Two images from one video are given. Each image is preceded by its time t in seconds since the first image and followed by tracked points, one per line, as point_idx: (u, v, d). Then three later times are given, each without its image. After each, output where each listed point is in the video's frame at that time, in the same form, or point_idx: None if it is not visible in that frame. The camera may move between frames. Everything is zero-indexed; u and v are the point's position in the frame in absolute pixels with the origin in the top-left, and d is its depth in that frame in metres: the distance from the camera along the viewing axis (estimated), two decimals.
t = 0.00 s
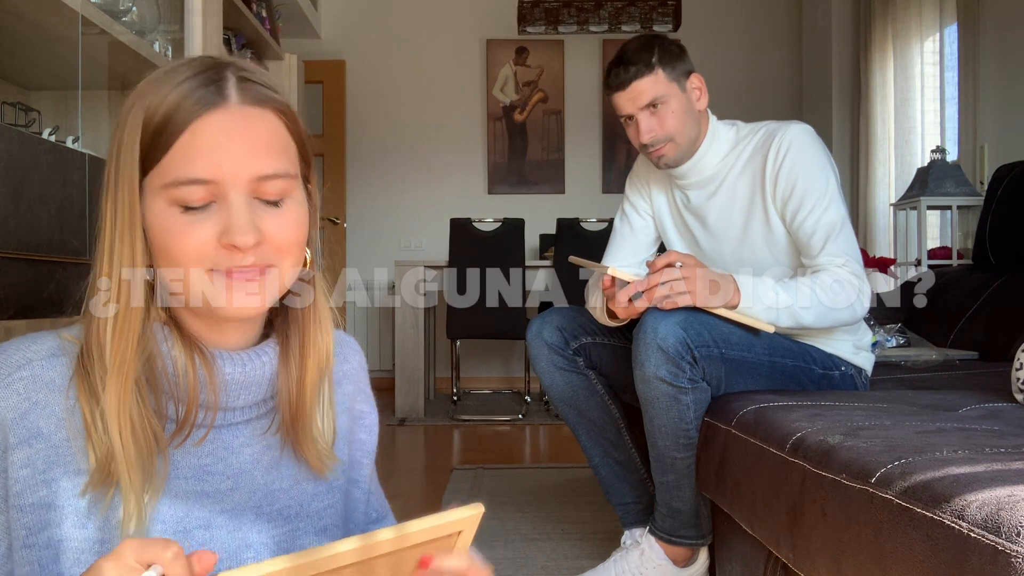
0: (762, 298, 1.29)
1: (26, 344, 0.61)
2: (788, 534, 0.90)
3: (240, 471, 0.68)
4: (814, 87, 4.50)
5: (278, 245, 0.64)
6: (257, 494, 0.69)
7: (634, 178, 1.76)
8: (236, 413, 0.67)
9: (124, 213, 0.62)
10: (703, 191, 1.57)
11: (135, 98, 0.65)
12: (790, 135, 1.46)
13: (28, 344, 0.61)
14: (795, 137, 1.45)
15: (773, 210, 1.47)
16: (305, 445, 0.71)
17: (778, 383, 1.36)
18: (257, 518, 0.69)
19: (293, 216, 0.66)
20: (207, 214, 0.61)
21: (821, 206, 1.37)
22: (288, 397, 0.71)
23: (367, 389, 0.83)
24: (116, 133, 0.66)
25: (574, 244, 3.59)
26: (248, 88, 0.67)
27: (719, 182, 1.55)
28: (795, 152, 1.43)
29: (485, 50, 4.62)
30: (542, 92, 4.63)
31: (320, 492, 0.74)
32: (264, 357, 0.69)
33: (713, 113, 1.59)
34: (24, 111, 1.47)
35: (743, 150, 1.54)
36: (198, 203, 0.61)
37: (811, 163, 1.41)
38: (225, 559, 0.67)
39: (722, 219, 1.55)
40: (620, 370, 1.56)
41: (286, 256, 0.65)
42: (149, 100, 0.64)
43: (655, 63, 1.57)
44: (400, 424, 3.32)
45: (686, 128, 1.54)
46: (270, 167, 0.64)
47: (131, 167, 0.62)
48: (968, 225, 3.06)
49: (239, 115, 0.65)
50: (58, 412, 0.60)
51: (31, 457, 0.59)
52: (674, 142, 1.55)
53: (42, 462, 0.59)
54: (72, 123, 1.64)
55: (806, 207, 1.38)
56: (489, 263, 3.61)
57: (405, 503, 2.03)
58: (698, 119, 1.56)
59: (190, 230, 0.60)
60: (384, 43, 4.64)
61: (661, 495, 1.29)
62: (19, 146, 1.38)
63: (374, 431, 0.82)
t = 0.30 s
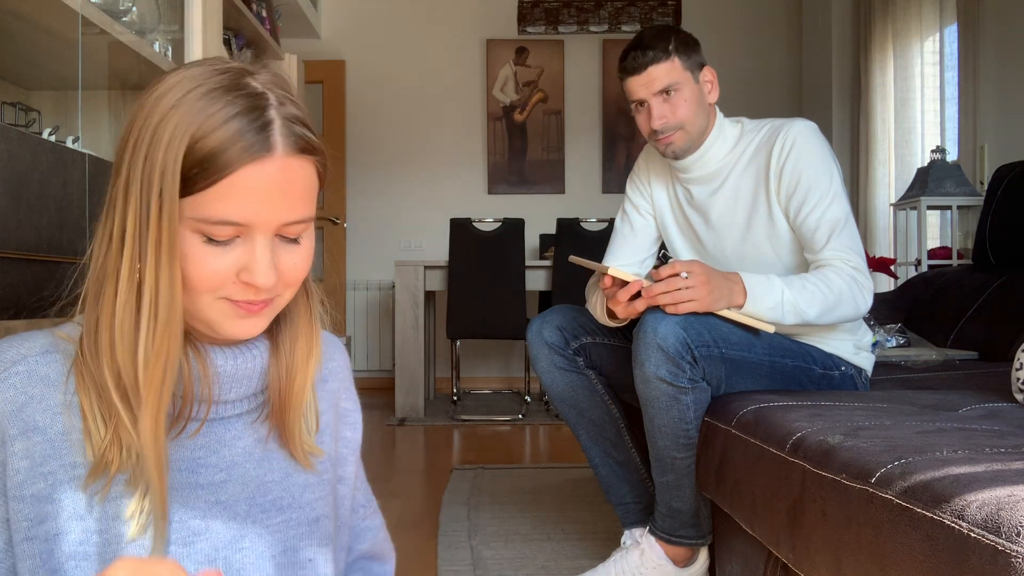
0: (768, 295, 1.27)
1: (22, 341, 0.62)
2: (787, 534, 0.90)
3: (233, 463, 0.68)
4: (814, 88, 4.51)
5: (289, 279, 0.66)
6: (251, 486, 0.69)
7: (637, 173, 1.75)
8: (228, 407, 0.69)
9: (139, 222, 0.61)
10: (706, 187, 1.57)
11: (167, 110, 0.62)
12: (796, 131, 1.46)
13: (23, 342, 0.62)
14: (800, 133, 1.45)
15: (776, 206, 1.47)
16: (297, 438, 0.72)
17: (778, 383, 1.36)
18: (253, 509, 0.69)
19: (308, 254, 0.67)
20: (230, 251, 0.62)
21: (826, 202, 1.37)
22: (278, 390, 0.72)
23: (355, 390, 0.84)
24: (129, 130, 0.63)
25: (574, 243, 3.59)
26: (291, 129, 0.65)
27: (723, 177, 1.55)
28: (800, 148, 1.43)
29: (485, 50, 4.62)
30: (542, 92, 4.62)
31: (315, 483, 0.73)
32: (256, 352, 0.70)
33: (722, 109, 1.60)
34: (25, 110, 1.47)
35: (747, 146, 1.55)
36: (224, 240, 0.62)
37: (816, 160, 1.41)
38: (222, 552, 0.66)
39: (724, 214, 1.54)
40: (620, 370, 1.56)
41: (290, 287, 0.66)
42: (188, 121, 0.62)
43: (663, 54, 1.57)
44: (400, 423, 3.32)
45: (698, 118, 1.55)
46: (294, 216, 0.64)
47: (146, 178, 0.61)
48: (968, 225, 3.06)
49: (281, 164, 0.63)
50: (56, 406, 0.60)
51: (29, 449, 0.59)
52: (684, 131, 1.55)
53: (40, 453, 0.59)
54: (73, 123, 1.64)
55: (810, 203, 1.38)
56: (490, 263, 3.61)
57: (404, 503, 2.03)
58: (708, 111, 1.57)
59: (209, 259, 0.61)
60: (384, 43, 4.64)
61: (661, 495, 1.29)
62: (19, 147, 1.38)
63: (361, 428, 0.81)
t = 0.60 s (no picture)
0: (768, 296, 1.27)
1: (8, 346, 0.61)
2: (788, 534, 0.90)
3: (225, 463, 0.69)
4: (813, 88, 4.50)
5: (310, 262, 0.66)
6: (243, 484, 0.70)
7: (637, 175, 1.76)
8: (225, 405, 0.68)
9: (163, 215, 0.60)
10: (705, 187, 1.57)
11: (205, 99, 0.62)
12: (795, 132, 1.46)
13: (9, 347, 0.61)
14: (800, 135, 1.45)
15: (776, 207, 1.47)
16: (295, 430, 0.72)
17: (779, 383, 1.35)
18: (248, 507, 0.70)
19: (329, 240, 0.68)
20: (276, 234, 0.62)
21: (825, 203, 1.37)
22: (272, 382, 0.72)
23: (347, 386, 0.83)
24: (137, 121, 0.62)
25: (574, 243, 3.59)
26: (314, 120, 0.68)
27: (722, 178, 1.55)
28: (800, 149, 1.43)
29: (485, 50, 4.62)
30: (542, 92, 4.62)
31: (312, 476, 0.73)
32: (246, 348, 0.69)
33: (721, 111, 1.60)
34: (24, 112, 1.47)
35: (746, 147, 1.55)
36: (265, 224, 0.62)
37: (815, 161, 1.41)
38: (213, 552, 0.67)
39: (724, 215, 1.54)
40: (620, 370, 1.56)
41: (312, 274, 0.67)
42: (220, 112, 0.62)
43: (660, 58, 1.56)
44: (400, 424, 3.32)
45: (697, 121, 1.55)
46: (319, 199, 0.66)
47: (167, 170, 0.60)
48: (968, 226, 3.06)
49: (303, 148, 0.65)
50: (44, 412, 0.60)
51: (18, 455, 0.59)
52: (683, 133, 1.54)
53: (29, 460, 0.60)
54: (73, 123, 1.64)
55: (809, 204, 1.38)
56: (490, 263, 3.60)
57: (404, 503, 2.03)
58: (707, 114, 1.56)
59: (245, 247, 0.61)
60: (384, 43, 4.64)
61: (661, 495, 1.29)
62: (19, 147, 1.38)
63: (354, 424, 0.82)
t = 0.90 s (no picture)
0: (768, 296, 1.27)
1: None
2: (788, 534, 0.90)
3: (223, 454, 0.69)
4: (814, 88, 4.50)
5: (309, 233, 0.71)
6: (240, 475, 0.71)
7: (637, 176, 1.76)
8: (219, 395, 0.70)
9: (211, 207, 0.60)
10: (705, 188, 1.57)
11: (215, 82, 0.63)
12: (794, 132, 1.46)
13: None
14: (799, 135, 1.45)
15: (775, 207, 1.47)
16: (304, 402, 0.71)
17: (778, 383, 1.35)
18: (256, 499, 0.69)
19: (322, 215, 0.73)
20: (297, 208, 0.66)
21: (825, 203, 1.37)
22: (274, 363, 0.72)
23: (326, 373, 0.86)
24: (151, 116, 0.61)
25: (574, 243, 3.59)
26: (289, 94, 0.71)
27: (722, 178, 1.55)
28: (799, 149, 1.43)
29: (485, 50, 4.61)
30: (542, 91, 4.62)
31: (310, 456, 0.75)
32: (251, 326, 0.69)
33: (721, 111, 1.60)
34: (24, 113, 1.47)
35: (745, 147, 1.55)
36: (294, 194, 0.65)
37: (814, 161, 1.41)
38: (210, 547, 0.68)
39: (724, 214, 1.54)
40: (620, 370, 1.56)
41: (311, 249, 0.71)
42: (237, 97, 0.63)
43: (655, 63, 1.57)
44: (400, 424, 3.32)
45: (695, 123, 1.55)
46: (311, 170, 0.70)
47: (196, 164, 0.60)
48: (968, 226, 3.06)
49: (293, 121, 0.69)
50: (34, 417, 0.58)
51: (20, 462, 0.58)
52: (682, 134, 1.55)
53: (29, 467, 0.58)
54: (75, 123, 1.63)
55: (809, 204, 1.38)
56: (490, 263, 3.60)
57: (404, 503, 2.03)
58: (705, 115, 1.57)
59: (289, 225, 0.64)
60: (384, 43, 4.63)
61: (661, 495, 1.28)
62: (20, 147, 1.38)
63: (335, 406, 0.84)
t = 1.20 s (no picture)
0: (768, 296, 1.27)
1: None
2: (788, 534, 0.90)
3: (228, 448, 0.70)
4: (813, 88, 4.51)
5: (285, 217, 0.74)
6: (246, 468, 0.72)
7: (637, 177, 1.76)
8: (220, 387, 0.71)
9: (192, 192, 0.62)
10: (706, 187, 1.57)
11: (187, 74, 0.66)
12: (795, 132, 1.46)
13: None
14: (799, 135, 1.45)
15: (776, 207, 1.47)
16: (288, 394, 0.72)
17: (778, 383, 1.36)
18: (243, 493, 0.71)
19: (297, 202, 0.76)
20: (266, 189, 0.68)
21: (826, 203, 1.37)
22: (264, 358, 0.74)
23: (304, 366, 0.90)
24: (127, 107, 0.63)
25: (574, 243, 3.58)
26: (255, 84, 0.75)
27: (722, 178, 1.55)
28: (799, 149, 1.43)
29: (485, 50, 4.61)
30: (542, 91, 4.62)
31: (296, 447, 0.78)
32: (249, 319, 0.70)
33: (721, 112, 1.60)
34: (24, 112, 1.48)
35: (746, 147, 1.55)
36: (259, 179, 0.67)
37: (814, 161, 1.41)
38: (220, 539, 0.68)
39: (724, 214, 1.55)
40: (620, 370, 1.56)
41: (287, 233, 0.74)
42: (209, 86, 0.66)
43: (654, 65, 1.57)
44: (400, 424, 3.32)
45: (694, 125, 1.55)
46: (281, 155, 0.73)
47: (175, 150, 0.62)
48: (968, 226, 3.06)
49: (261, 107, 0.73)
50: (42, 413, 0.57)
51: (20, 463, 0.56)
52: (681, 136, 1.55)
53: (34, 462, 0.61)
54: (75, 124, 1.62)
55: (809, 203, 1.38)
56: (490, 263, 3.60)
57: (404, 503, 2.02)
58: (705, 117, 1.56)
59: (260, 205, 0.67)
60: (384, 43, 4.64)
61: (661, 495, 1.28)
62: (19, 147, 1.38)
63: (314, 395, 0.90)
